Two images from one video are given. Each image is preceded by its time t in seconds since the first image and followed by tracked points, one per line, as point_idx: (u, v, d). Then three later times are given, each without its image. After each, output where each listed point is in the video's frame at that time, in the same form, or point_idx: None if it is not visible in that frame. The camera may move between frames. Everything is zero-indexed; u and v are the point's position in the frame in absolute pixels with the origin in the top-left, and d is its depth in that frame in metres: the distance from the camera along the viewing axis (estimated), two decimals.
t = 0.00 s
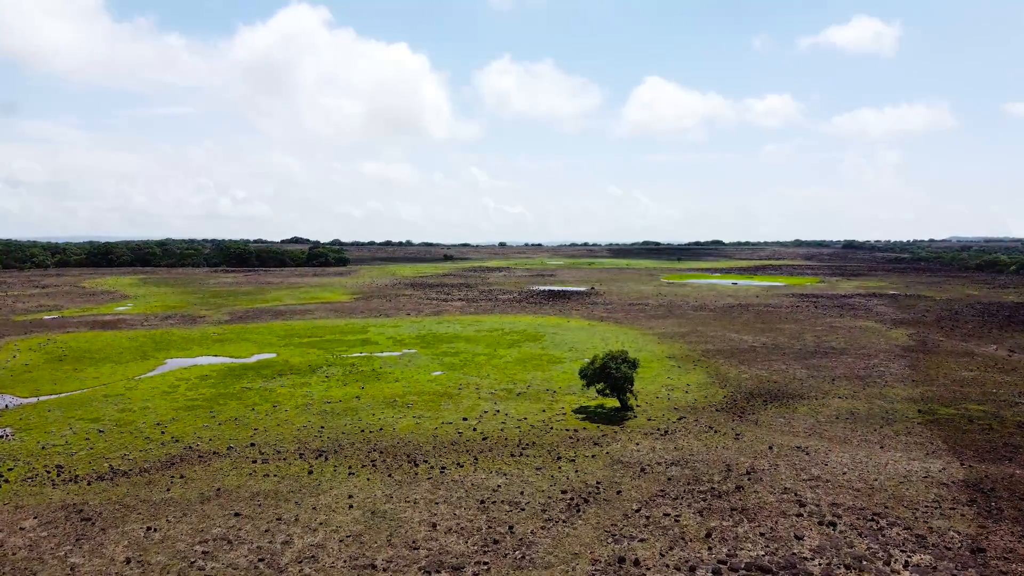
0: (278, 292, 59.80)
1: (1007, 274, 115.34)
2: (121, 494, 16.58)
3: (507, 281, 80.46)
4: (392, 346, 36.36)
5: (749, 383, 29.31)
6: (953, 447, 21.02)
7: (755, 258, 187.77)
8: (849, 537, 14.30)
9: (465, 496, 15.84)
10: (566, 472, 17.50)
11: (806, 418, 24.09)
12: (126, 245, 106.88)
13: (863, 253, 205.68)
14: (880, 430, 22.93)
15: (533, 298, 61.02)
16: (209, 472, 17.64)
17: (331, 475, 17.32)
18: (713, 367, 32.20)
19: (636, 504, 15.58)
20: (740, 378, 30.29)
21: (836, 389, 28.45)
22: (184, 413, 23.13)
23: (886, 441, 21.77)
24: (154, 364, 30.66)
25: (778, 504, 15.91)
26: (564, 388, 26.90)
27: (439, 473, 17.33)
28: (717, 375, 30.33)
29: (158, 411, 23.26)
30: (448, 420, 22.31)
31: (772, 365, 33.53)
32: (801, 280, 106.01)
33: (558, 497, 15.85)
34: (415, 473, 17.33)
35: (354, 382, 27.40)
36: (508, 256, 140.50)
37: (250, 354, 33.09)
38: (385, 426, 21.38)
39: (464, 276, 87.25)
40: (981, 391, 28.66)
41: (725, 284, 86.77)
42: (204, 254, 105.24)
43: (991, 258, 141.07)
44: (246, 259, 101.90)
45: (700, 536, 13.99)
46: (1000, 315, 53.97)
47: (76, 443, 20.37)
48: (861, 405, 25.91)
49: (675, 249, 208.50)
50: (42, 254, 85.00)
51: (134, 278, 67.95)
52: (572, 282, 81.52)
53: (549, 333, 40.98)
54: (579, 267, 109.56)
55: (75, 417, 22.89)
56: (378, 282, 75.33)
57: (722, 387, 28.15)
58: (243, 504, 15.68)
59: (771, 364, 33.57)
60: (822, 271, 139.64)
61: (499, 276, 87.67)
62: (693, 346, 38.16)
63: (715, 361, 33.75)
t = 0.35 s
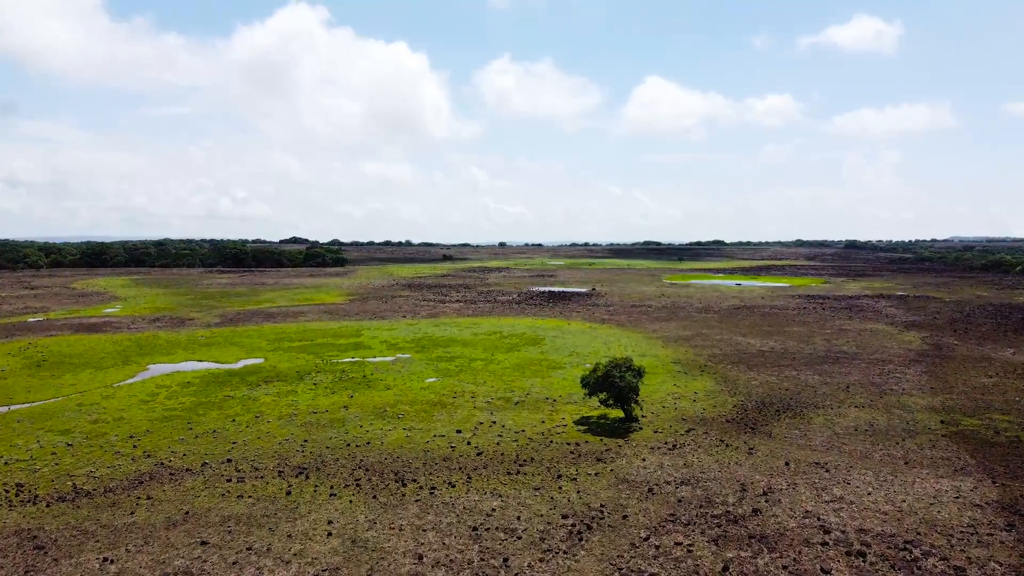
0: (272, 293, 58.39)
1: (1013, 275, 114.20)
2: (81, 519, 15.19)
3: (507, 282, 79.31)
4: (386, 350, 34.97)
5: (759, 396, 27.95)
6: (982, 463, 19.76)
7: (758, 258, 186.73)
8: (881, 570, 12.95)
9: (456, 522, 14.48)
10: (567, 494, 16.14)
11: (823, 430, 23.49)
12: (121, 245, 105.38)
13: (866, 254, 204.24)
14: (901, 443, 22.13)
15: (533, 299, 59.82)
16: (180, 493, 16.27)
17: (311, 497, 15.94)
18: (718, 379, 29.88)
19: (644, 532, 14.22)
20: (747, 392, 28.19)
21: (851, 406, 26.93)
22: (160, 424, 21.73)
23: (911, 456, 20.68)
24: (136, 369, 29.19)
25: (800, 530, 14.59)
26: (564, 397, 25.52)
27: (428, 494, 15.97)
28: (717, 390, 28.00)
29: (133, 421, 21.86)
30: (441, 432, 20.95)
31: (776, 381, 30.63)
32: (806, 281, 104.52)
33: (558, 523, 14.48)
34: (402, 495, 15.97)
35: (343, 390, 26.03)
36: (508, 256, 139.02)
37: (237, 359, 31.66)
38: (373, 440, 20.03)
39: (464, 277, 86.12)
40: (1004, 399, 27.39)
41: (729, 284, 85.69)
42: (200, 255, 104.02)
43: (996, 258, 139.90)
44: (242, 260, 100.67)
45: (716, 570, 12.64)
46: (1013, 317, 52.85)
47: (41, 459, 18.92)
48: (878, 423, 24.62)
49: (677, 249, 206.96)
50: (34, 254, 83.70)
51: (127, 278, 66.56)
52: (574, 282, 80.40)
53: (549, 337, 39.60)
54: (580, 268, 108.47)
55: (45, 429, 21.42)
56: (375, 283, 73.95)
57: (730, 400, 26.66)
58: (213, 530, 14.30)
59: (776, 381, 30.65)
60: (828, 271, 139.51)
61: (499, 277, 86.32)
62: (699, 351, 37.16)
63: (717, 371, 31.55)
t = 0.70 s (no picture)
0: (267, 294, 56.93)
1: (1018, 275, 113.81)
2: (32, 547, 13.74)
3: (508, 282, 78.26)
4: (378, 355, 33.60)
5: (770, 411, 26.47)
6: (1016, 483, 19.44)
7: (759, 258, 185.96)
8: None
9: (444, 554, 13.25)
10: (567, 520, 14.97)
11: (841, 441, 23.42)
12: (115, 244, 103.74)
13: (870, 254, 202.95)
14: (925, 456, 22.11)
15: (534, 300, 58.67)
16: (145, 517, 14.89)
17: (288, 522, 14.65)
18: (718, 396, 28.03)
19: (653, 567, 13.11)
20: (753, 410, 26.41)
21: (867, 424, 25.78)
22: (132, 435, 20.24)
23: (940, 473, 20.50)
24: (118, 375, 27.48)
25: (824, 561, 13.86)
26: (564, 406, 24.17)
27: (415, 520, 14.72)
28: (723, 405, 26.55)
29: (105, 432, 20.39)
30: (432, 446, 19.65)
31: (791, 392, 29.96)
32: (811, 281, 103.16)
33: (558, 555, 13.33)
34: (387, 520, 14.72)
35: (330, 398, 24.70)
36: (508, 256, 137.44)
37: (222, 365, 30.18)
38: (359, 455, 18.74)
39: (464, 277, 85.17)
40: None
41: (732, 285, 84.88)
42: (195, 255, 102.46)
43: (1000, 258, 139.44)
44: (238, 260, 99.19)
45: None
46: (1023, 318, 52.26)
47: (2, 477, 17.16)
48: (896, 445, 23.30)
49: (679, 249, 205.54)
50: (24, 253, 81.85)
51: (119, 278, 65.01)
52: (575, 283, 79.36)
53: (549, 340, 38.34)
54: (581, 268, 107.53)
55: (11, 441, 19.59)
56: (373, 284, 72.54)
57: (735, 417, 25.09)
58: (177, 561, 12.99)
59: (791, 392, 30.06)
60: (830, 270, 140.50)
61: (499, 278, 84.92)
62: (707, 356, 36.47)
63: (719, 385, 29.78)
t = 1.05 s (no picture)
0: (273, 296, 55.93)
1: None
2: None
3: (518, 284, 76.89)
4: (382, 361, 32.26)
5: (795, 426, 24.75)
6: None
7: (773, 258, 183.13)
8: None
9: None
10: (580, 555, 13.52)
11: (876, 459, 21.70)
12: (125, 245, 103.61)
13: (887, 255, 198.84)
14: (968, 477, 20.37)
15: (545, 303, 57.27)
16: (117, 545, 13.61)
17: (272, 552, 13.31)
18: (741, 409, 26.32)
19: None
20: (777, 424, 24.73)
21: (901, 439, 23.99)
22: (116, 448, 19.02)
23: (986, 496, 18.80)
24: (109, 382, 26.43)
25: None
26: (575, 419, 22.65)
27: (411, 552, 13.36)
28: (746, 420, 24.87)
29: (87, 445, 19.16)
30: (434, 463, 18.25)
31: (817, 403, 28.19)
32: (830, 283, 100.65)
33: None
34: (380, 552, 13.34)
35: (328, 409, 23.35)
36: (518, 256, 135.97)
37: (220, 371, 28.99)
38: (355, 473, 17.40)
39: (474, 278, 84.00)
40: None
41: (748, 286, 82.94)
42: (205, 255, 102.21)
43: None
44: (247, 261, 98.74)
45: None
46: None
47: None
48: (936, 464, 21.50)
49: (692, 250, 202.87)
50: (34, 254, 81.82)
51: (125, 279, 64.32)
52: (587, 285, 77.84)
53: (560, 345, 36.87)
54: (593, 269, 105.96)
55: None
56: (382, 285, 71.44)
57: (759, 433, 23.40)
58: None
59: (817, 403, 28.29)
60: (846, 272, 138.26)
61: (509, 279, 83.42)
62: (726, 363, 34.74)
63: (741, 397, 28.05)
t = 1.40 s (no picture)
0: (280, 298, 54.93)
1: None
2: None
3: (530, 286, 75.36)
4: (386, 367, 30.93)
5: (825, 442, 22.99)
6: None
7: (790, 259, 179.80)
8: None
9: None
10: None
11: (916, 482, 19.88)
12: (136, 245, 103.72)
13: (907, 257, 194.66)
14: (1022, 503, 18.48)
15: (557, 306, 55.68)
16: None
17: None
18: (765, 423, 24.61)
19: None
20: (806, 441, 22.99)
21: (941, 457, 22.13)
22: (96, 464, 17.83)
23: None
24: (101, 390, 25.37)
25: None
26: (589, 433, 21.11)
27: None
28: (772, 436, 23.15)
29: (68, 460, 18.02)
30: (435, 483, 16.82)
31: (847, 417, 26.35)
32: (850, 285, 97.98)
33: None
34: None
35: (327, 420, 22.05)
36: (530, 257, 134.45)
37: (218, 378, 27.81)
38: (349, 495, 16.03)
39: (484, 280, 82.64)
40: None
41: (767, 289, 80.62)
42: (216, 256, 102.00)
43: None
44: (257, 262, 98.28)
45: None
46: None
47: None
48: (982, 487, 19.64)
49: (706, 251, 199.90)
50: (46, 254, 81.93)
51: (133, 280, 63.82)
52: (600, 287, 76.08)
53: (572, 351, 35.32)
54: (606, 270, 104.04)
55: None
56: (390, 286, 70.34)
57: (787, 451, 21.70)
58: None
59: (846, 416, 26.44)
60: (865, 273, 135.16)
61: (520, 280, 81.90)
62: (747, 372, 32.93)
63: (765, 409, 26.32)
